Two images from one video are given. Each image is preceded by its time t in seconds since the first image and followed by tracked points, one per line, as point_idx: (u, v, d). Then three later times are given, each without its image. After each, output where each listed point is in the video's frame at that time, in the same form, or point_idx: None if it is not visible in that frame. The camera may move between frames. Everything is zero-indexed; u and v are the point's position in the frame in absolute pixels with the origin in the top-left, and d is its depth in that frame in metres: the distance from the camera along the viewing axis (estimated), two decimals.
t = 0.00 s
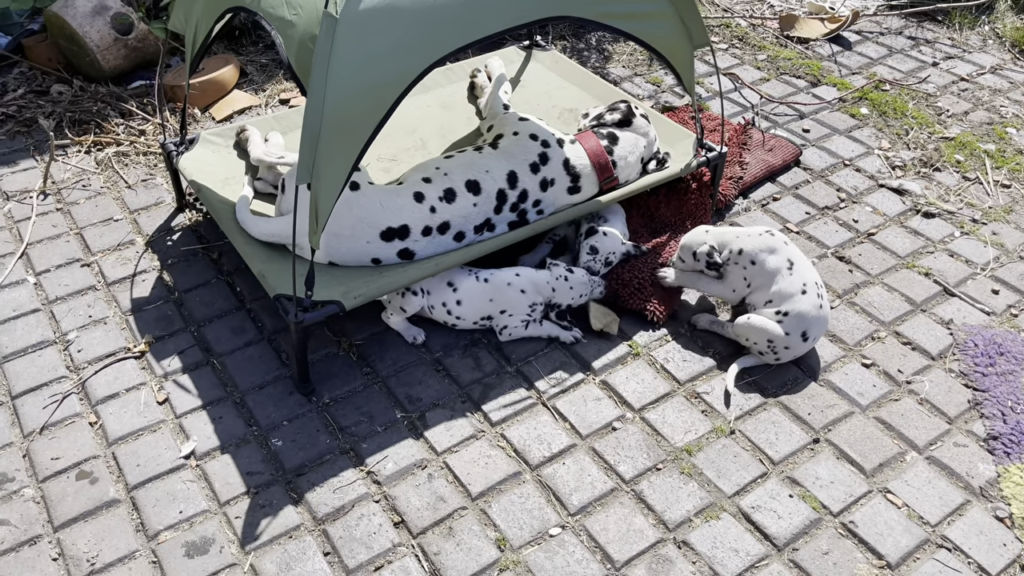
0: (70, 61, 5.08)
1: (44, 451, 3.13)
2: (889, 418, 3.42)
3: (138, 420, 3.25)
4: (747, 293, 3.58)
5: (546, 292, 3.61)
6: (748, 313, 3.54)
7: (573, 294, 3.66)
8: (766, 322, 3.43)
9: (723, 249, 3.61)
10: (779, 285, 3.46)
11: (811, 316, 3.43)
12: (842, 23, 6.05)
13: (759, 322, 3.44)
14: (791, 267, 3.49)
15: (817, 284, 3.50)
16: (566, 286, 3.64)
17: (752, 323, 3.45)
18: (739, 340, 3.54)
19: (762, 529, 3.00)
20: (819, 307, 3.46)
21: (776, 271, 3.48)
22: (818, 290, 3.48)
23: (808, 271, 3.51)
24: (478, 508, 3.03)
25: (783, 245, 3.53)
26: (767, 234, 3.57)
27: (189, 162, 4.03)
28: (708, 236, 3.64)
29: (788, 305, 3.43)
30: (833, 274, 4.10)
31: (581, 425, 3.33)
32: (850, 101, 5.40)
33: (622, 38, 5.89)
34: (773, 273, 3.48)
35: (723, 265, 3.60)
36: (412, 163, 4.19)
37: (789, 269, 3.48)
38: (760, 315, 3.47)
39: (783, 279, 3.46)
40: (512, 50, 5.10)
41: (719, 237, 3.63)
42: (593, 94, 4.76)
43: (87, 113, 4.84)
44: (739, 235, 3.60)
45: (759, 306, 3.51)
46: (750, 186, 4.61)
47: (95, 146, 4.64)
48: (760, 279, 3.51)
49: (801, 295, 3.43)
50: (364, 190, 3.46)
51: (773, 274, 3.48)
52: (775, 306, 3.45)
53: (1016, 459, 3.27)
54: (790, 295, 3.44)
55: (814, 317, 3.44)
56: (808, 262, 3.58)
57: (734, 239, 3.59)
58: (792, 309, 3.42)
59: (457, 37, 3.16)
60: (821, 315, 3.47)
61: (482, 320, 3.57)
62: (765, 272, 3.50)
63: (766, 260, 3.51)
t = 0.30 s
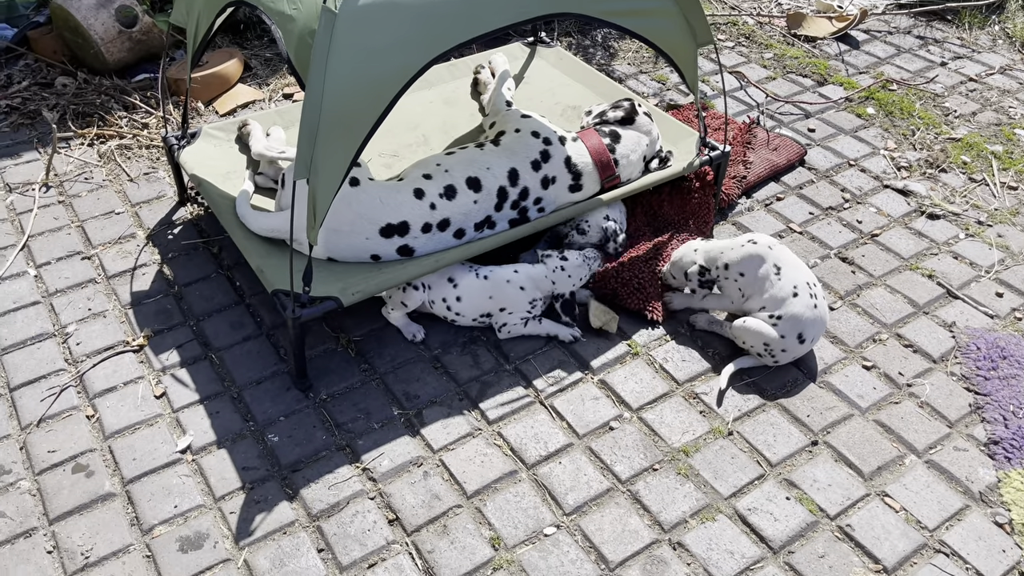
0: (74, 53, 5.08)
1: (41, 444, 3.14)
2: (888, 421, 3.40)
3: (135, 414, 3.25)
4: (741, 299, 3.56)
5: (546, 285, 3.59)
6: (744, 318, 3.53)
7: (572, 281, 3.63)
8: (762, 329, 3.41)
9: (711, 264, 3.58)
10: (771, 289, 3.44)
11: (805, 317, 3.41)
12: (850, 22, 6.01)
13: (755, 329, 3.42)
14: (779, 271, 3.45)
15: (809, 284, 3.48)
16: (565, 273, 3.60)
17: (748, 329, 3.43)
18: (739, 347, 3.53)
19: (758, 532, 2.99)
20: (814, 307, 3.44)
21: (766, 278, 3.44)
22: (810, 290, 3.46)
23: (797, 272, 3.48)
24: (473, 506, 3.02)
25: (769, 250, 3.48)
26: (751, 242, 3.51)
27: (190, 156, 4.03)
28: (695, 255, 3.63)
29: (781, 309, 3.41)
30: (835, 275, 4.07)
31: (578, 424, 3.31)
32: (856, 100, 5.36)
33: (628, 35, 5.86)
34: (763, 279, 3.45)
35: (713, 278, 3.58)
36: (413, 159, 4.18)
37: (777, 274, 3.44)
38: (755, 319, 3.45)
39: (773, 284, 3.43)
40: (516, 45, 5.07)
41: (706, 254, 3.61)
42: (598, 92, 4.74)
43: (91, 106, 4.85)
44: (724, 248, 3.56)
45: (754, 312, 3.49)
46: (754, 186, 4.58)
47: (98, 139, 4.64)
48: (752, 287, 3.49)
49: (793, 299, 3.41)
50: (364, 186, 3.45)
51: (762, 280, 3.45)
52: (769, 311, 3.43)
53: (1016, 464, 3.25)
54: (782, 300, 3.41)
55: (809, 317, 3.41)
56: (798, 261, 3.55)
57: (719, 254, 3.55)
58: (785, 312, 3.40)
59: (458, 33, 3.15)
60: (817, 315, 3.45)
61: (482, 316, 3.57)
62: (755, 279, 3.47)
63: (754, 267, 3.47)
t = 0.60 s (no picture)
0: (75, 43, 5.05)
1: (35, 437, 3.11)
2: (891, 423, 3.36)
3: (130, 407, 3.23)
4: (742, 298, 3.52)
5: (564, 241, 3.59)
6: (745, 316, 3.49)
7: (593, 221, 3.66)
8: (762, 327, 3.38)
9: (714, 262, 3.57)
10: (773, 287, 3.41)
11: (808, 316, 3.37)
12: (857, 19, 5.95)
13: (755, 326, 3.38)
14: (781, 269, 3.43)
15: (812, 283, 3.44)
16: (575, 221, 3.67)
17: (748, 327, 3.39)
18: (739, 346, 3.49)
19: (757, 534, 2.95)
20: (817, 307, 3.40)
21: (768, 275, 3.42)
22: (813, 289, 3.42)
23: (800, 271, 3.45)
24: (470, 505, 2.99)
25: (771, 248, 3.46)
26: (753, 240, 3.49)
27: (189, 148, 4.00)
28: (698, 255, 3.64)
29: (783, 307, 3.38)
30: (839, 275, 4.03)
31: (577, 423, 3.28)
32: (862, 98, 5.31)
33: (632, 30, 5.81)
34: (765, 276, 3.42)
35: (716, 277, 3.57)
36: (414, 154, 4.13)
37: (779, 272, 3.42)
38: (756, 317, 3.41)
39: (775, 281, 3.41)
40: (520, 40, 5.02)
41: (710, 253, 3.61)
42: (601, 87, 4.70)
43: (90, 97, 4.81)
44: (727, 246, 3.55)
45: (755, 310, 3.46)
46: (758, 184, 4.54)
47: (98, 130, 4.61)
48: (753, 285, 3.46)
49: (795, 297, 3.38)
50: (364, 180, 3.41)
51: (764, 278, 3.42)
52: (770, 309, 3.40)
53: (1020, 469, 3.20)
54: (784, 297, 3.39)
55: (812, 317, 3.37)
56: (801, 260, 3.52)
57: (722, 253, 3.56)
58: (787, 310, 3.37)
59: (457, 27, 3.11)
60: (820, 315, 3.41)
61: (510, 292, 3.53)
62: (756, 277, 3.44)
63: (756, 264, 3.44)
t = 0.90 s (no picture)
0: (75, 36, 5.02)
1: (30, 434, 3.09)
2: (892, 428, 3.33)
3: (126, 404, 3.20)
4: (755, 297, 3.50)
5: (566, 259, 3.52)
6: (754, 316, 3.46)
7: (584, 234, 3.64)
8: (771, 326, 3.36)
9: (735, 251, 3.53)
10: (788, 290, 3.38)
11: (817, 324, 3.34)
12: (862, 20, 5.92)
13: (763, 326, 3.36)
14: (801, 273, 3.41)
15: (828, 293, 3.42)
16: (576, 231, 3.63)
17: (756, 326, 3.36)
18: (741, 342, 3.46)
19: (757, 540, 2.93)
20: (828, 316, 3.37)
21: (787, 276, 3.40)
22: (828, 298, 3.39)
23: (819, 278, 3.43)
24: (467, 507, 2.97)
25: (796, 250, 3.45)
26: (781, 238, 3.48)
27: (187, 142, 3.97)
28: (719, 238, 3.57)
29: (795, 311, 3.35)
30: (841, 278, 4.00)
31: (576, 425, 3.25)
32: (866, 100, 5.28)
33: (636, 29, 5.78)
34: (784, 278, 3.41)
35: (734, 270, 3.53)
36: (415, 151, 4.11)
37: (799, 275, 3.40)
38: (763, 319, 3.39)
39: (791, 284, 3.38)
40: (522, 37, 4.99)
41: (732, 237, 3.55)
42: (603, 86, 4.67)
43: (90, 90, 4.78)
44: (753, 236, 3.51)
45: (766, 310, 3.44)
46: (760, 185, 4.51)
47: (96, 124, 4.58)
48: (770, 284, 3.43)
49: (808, 302, 3.35)
50: (363, 177, 3.38)
51: (781, 279, 3.40)
52: (782, 312, 3.37)
53: (1022, 476, 3.18)
54: (797, 301, 3.36)
55: (821, 326, 3.35)
56: (821, 270, 3.49)
57: (746, 243, 3.51)
58: (798, 315, 3.34)
59: (460, 24, 3.08)
60: (829, 324, 3.37)
61: (510, 308, 3.53)
62: (774, 276, 3.42)
63: (778, 263, 3.43)
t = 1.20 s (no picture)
0: (66, 29, 4.95)
1: (11, 435, 3.03)
2: (888, 438, 3.30)
3: (109, 406, 3.14)
4: (748, 303, 3.46)
5: (563, 260, 3.50)
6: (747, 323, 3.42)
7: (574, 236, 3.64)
8: (763, 333, 3.32)
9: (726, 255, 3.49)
10: (781, 297, 3.34)
11: (811, 331, 3.29)
12: (861, 24, 5.88)
13: (755, 333, 3.32)
14: (793, 278, 3.36)
15: (821, 299, 3.37)
16: (568, 236, 3.62)
17: (749, 334, 3.32)
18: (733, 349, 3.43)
19: (750, 551, 2.89)
20: (822, 322, 3.32)
21: (779, 282, 3.35)
22: (821, 305, 3.34)
23: (812, 283, 3.38)
24: (457, 514, 2.92)
25: (787, 255, 3.40)
26: (771, 243, 3.43)
27: (177, 139, 3.91)
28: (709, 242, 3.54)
29: (788, 319, 3.30)
30: (837, 285, 3.97)
31: (569, 432, 3.21)
32: (864, 105, 5.25)
33: (633, 30, 5.73)
34: (775, 283, 3.36)
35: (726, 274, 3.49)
36: (408, 151, 4.05)
37: (791, 281, 3.35)
38: (756, 327, 3.35)
39: (784, 291, 3.34)
40: (518, 37, 4.94)
41: (721, 241, 3.52)
42: (600, 87, 4.62)
43: (79, 85, 4.71)
44: (743, 240, 3.47)
45: (759, 316, 3.40)
46: (757, 189, 4.47)
47: (86, 119, 4.51)
48: (762, 289, 3.39)
49: (802, 309, 3.30)
50: (355, 177, 3.33)
51: (774, 285, 3.36)
52: (774, 320, 3.33)
53: (1019, 489, 3.15)
54: (790, 308, 3.31)
55: (815, 333, 3.30)
56: (814, 274, 3.44)
57: (737, 245, 3.47)
58: (791, 323, 3.29)
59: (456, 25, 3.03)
60: (823, 331, 3.33)
61: (505, 314, 3.48)
62: (767, 283, 3.38)
63: (770, 269, 3.38)
